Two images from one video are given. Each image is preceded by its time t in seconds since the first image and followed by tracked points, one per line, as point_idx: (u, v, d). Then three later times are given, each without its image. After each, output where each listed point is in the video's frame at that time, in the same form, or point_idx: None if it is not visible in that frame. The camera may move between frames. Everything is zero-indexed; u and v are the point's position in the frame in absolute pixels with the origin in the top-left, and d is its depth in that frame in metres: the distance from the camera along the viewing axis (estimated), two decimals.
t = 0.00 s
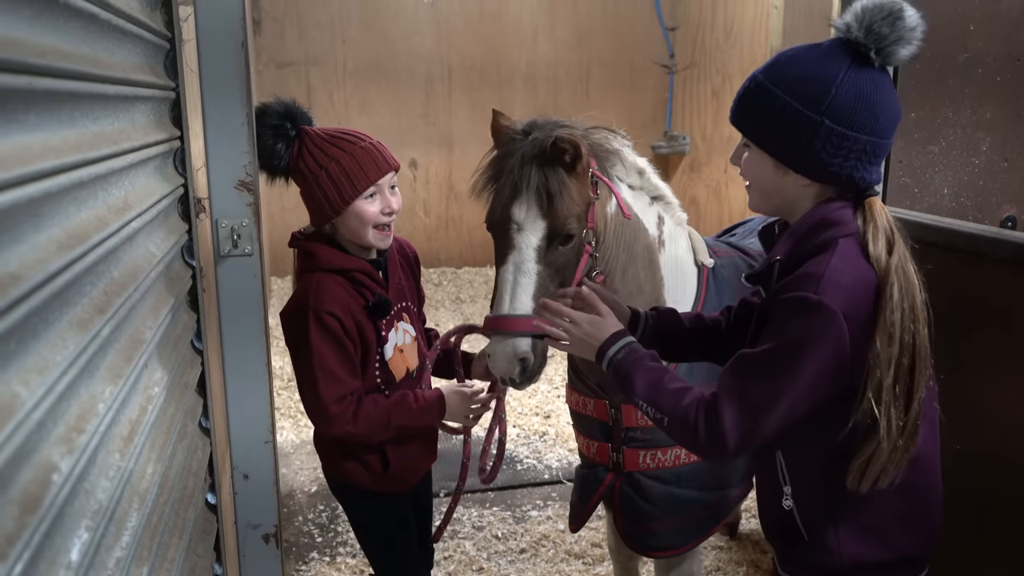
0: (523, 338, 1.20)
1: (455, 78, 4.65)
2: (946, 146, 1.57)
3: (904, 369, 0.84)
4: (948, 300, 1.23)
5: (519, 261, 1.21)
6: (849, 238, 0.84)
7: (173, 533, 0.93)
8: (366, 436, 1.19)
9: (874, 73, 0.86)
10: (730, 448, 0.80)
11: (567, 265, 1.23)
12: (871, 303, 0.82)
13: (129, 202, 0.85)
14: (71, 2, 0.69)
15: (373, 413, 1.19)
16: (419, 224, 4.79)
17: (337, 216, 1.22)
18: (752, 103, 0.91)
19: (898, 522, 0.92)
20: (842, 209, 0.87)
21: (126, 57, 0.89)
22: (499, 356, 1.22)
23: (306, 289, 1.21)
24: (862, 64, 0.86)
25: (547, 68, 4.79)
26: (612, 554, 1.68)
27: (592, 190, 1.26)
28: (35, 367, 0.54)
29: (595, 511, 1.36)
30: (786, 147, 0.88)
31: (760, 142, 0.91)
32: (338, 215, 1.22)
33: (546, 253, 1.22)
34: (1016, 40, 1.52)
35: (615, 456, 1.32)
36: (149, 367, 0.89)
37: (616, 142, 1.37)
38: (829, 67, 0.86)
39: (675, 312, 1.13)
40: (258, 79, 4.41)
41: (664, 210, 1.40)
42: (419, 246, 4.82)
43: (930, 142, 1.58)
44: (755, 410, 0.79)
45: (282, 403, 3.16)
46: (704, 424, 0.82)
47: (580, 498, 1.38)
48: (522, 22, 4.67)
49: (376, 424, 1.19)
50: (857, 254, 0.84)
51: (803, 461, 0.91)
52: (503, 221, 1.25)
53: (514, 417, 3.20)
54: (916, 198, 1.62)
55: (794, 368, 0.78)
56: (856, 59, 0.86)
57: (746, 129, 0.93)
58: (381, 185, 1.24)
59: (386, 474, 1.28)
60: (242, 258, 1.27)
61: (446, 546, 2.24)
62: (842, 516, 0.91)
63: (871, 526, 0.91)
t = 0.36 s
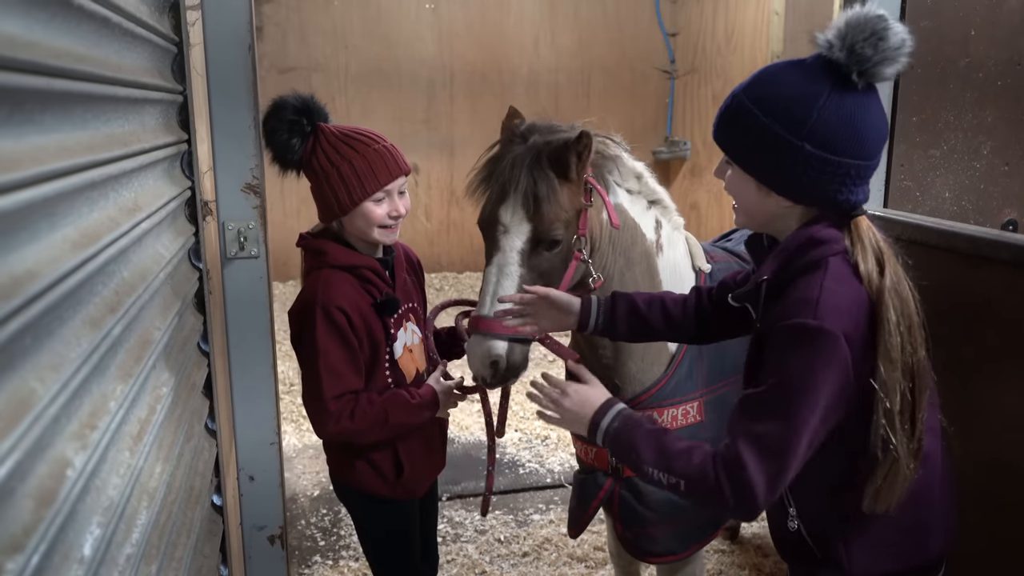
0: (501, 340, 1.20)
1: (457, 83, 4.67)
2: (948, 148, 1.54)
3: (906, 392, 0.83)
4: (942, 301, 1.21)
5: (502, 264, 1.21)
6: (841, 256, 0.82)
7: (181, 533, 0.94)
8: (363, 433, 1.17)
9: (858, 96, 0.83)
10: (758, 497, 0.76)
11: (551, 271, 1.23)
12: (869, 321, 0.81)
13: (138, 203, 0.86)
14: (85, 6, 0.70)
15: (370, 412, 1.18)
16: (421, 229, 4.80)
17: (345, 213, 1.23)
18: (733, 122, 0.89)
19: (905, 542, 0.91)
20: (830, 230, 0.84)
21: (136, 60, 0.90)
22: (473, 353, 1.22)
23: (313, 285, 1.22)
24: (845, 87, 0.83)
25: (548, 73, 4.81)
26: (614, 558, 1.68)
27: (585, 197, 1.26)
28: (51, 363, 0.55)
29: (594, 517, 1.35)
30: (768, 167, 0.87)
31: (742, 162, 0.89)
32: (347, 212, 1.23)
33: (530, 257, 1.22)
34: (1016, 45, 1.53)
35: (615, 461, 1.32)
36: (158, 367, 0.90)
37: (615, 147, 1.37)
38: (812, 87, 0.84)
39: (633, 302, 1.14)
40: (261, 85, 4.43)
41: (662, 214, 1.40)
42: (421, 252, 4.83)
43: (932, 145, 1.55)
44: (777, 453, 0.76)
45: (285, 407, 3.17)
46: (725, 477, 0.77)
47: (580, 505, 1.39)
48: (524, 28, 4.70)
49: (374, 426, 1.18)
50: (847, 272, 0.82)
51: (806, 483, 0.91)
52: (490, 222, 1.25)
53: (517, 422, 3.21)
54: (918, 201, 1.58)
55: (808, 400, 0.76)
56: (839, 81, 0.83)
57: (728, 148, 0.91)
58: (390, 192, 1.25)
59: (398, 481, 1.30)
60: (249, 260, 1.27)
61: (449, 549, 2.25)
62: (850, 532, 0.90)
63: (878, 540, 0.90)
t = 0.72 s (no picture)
0: (467, 352, 1.29)
1: (458, 87, 4.68)
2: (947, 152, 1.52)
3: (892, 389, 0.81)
4: (942, 303, 1.21)
5: (467, 280, 1.28)
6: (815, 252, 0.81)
7: (186, 531, 0.94)
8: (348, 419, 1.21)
9: (836, 84, 0.83)
10: (846, 513, 0.73)
11: (517, 286, 1.28)
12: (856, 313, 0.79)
13: (145, 202, 0.87)
14: (94, 7, 0.71)
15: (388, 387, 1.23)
16: (422, 232, 4.81)
17: (346, 212, 1.24)
18: (716, 111, 0.91)
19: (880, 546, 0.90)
20: (804, 226, 0.83)
21: (143, 62, 0.91)
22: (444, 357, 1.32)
23: (320, 281, 1.22)
24: (823, 75, 0.84)
25: (549, 77, 4.83)
26: (615, 558, 1.68)
27: (557, 212, 1.27)
28: (62, 357, 0.55)
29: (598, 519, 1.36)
30: (745, 152, 0.88)
31: (725, 152, 0.90)
32: (348, 211, 1.24)
33: (494, 272, 1.28)
34: (1016, 48, 1.54)
35: (616, 463, 1.33)
36: (164, 366, 0.90)
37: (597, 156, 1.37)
38: (788, 74, 0.84)
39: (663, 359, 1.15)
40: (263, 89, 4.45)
41: (652, 219, 1.39)
42: (421, 255, 4.84)
43: (932, 147, 1.51)
44: (840, 465, 0.73)
45: (286, 410, 3.18)
46: (801, 512, 0.73)
47: (582, 506, 1.39)
48: (524, 32, 4.71)
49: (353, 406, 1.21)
50: (825, 268, 0.81)
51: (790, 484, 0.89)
52: (461, 238, 1.32)
53: (518, 424, 3.21)
54: (918, 202, 1.52)
55: (841, 402, 0.73)
56: (817, 69, 0.84)
57: (711, 137, 0.92)
58: (390, 188, 1.26)
59: (414, 479, 1.30)
60: (252, 261, 1.28)
61: (450, 551, 2.25)
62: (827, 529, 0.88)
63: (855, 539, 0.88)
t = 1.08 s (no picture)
0: (481, 320, 1.27)
1: (458, 88, 4.69)
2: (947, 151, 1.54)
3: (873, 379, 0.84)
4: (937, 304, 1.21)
5: (484, 248, 1.30)
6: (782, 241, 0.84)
7: (188, 527, 0.95)
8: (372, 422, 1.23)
9: (789, 78, 0.85)
10: (871, 474, 0.74)
11: (532, 258, 1.30)
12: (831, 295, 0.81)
13: (148, 201, 0.88)
14: (98, 7, 0.72)
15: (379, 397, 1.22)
16: (422, 233, 4.82)
17: (350, 209, 1.25)
18: (675, 112, 0.91)
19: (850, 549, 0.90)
20: (774, 216, 0.86)
21: (146, 62, 0.92)
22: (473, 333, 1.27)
23: (325, 280, 1.23)
24: (776, 71, 0.85)
25: (549, 78, 4.84)
26: (615, 557, 1.68)
27: (579, 188, 1.31)
28: (66, 351, 0.56)
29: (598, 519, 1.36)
30: (710, 153, 0.88)
31: (687, 151, 0.91)
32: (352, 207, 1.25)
33: (512, 242, 1.29)
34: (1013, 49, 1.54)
35: (617, 462, 1.34)
36: (167, 363, 0.91)
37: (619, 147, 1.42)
38: (743, 72, 0.85)
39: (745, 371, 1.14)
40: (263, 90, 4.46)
41: (663, 217, 1.44)
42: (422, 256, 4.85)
43: (930, 147, 1.52)
44: (846, 429, 0.75)
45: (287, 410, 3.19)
46: (829, 481, 0.73)
47: (582, 506, 1.39)
48: (524, 34, 4.72)
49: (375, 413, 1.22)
50: (795, 257, 0.83)
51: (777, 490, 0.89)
52: (482, 207, 1.33)
53: (518, 424, 3.22)
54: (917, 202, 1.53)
55: (838, 369, 0.76)
56: (769, 66, 0.85)
57: (673, 138, 0.92)
58: (391, 183, 1.26)
59: (412, 480, 1.30)
60: (253, 260, 1.28)
61: (450, 550, 2.26)
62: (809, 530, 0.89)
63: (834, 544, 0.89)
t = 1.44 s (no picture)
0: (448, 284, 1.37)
1: (459, 88, 4.70)
2: (943, 151, 1.53)
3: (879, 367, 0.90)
4: (938, 301, 1.21)
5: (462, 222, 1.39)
6: (829, 228, 0.86)
7: (193, 523, 0.96)
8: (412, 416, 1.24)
9: (853, 68, 0.85)
10: (788, 461, 0.79)
11: (503, 239, 1.36)
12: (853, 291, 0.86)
13: (153, 199, 0.89)
14: (106, 7, 0.73)
15: (419, 388, 1.24)
16: (423, 233, 4.83)
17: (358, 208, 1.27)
18: (734, 97, 0.90)
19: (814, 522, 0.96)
20: (823, 203, 0.86)
21: (151, 61, 0.93)
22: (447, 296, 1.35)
23: (331, 283, 1.24)
24: (841, 60, 0.85)
25: (549, 79, 4.85)
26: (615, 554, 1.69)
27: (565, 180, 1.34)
28: (76, 345, 0.57)
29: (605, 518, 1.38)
30: (770, 137, 0.86)
31: (744, 135, 0.89)
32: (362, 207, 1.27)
33: (486, 220, 1.37)
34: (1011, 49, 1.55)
35: (624, 462, 1.35)
36: (172, 359, 0.92)
37: (628, 147, 1.45)
38: (807, 59, 0.85)
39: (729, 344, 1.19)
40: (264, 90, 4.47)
41: (671, 217, 1.46)
42: (422, 255, 4.86)
43: (929, 146, 1.52)
44: (793, 415, 0.80)
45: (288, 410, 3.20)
46: (748, 451, 0.80)
47: (589, 505, 1.41)
48: (525, 34, 4.74)
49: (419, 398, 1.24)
50: (835, 246, 0.85)
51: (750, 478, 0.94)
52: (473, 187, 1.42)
53: (518, 423, 3.23)
54: (914, 201, 1.54)
55: (811, 358, 0.79)
56: (833, 55, 0.85)
57: (730, 123, 0.91)
58: (398, 183, 1.29)
59: (425, 476, 1.32)
60: (256, 258, 1.29)
61: (451, 548, 2.27)
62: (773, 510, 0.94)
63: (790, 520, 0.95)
